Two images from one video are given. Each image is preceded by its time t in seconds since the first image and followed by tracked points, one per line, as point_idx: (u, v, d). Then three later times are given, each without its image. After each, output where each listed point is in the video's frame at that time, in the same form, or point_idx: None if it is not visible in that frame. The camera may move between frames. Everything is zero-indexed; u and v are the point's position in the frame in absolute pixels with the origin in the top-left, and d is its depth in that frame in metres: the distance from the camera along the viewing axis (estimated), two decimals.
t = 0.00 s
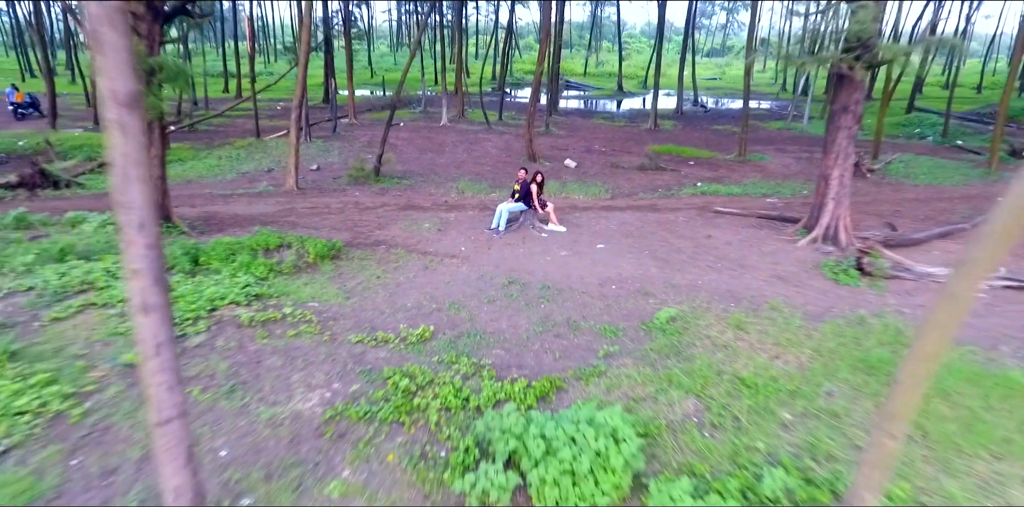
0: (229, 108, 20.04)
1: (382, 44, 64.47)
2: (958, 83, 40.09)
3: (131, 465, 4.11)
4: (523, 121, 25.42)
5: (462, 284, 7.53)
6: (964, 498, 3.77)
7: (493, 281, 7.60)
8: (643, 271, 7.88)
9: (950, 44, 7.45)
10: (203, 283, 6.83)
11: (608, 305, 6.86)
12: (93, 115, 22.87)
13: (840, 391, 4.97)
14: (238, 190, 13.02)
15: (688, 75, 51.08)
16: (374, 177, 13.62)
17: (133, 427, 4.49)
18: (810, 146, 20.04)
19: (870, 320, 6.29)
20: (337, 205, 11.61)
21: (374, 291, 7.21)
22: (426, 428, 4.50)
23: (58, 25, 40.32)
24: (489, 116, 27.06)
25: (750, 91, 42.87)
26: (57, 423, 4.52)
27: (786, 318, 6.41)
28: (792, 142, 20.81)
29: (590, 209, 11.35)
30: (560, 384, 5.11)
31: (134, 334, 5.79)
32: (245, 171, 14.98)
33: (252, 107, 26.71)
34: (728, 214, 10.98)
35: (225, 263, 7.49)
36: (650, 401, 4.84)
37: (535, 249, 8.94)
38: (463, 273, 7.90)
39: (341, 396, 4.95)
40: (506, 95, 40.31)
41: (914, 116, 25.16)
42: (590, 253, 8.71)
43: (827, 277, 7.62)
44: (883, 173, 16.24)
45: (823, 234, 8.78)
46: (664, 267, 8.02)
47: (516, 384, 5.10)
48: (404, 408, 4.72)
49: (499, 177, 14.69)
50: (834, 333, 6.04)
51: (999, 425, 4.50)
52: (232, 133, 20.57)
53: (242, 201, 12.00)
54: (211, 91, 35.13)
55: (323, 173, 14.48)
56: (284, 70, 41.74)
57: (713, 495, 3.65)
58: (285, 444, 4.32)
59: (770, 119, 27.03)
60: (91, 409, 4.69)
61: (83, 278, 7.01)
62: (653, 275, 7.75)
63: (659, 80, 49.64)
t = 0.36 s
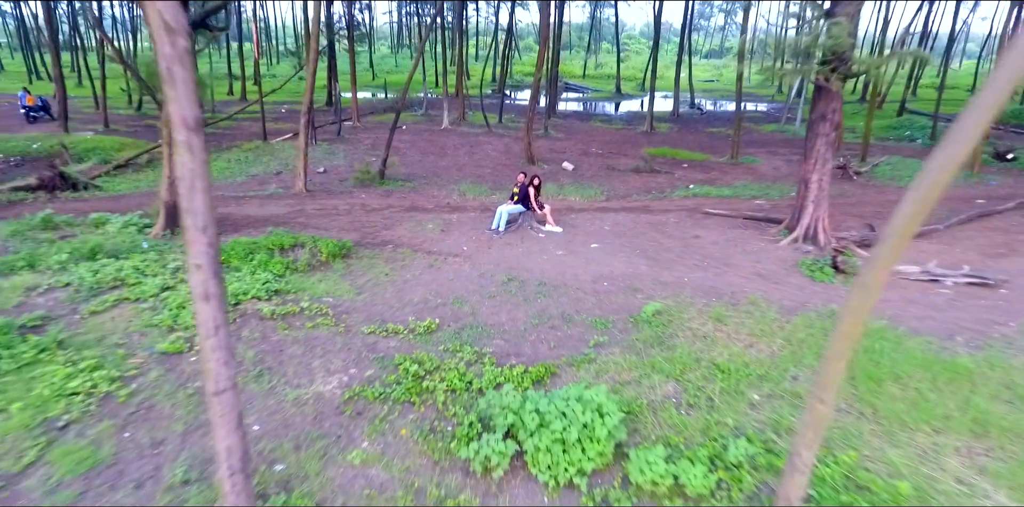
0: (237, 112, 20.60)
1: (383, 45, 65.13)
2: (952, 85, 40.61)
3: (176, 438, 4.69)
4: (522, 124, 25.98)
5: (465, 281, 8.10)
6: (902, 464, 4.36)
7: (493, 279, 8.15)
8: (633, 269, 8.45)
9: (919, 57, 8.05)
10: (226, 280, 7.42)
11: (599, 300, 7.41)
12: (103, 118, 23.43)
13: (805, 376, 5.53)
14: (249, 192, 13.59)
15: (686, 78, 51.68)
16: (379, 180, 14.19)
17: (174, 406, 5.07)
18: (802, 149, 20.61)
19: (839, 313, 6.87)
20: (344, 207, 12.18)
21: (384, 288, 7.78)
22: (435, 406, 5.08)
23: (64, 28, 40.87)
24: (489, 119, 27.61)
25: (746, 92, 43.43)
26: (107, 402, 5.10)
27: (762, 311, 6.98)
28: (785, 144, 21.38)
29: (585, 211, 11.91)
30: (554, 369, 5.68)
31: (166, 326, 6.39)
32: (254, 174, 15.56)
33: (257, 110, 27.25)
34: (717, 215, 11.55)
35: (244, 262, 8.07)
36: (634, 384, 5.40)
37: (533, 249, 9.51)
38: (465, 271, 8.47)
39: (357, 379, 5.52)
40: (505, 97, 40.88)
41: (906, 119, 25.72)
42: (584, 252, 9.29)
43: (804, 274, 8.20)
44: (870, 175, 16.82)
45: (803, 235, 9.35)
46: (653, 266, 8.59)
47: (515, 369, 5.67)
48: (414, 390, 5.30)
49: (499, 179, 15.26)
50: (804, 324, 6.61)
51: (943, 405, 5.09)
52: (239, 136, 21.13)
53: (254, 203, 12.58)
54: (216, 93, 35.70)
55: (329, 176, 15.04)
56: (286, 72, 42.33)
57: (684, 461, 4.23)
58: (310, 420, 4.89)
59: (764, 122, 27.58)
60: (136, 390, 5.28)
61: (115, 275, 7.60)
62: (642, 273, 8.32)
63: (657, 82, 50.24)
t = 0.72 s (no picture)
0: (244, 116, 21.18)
1: (384, 47, 65.75)
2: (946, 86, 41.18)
3: (212, 419, 5.26)
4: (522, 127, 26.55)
5: (467, 280, 8.67)
6: (857, 442, 4.94)
7: (494, 278, 8.72)
8: (625, 269, 9.03)
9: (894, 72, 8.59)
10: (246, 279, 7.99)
11: (592, 298, 7.98)
12: (112, 122, 23.99)
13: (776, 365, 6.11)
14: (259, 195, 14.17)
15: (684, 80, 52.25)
16: (383, 183, 14.77)
17: (208, 391, 5.65)
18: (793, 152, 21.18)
19: (813, 309, 7.44)
20: (351, 209, 12.75)
21: (392, 286, 8.35)
22: (442, 392, 5.66)
23: (70, 31, 41.46)
24: (489, 122, 28.18)
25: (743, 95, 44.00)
26: (148, 388, 5.68)
27: (742, 308, 7.56)
28: (777, 147, 21.95)
29: (581, 213, 12.48)
30: (549, 360, 6.26)
31: (194, 321, 6.97)
32: (263, 177, 16.12)
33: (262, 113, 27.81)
34: (707, 217, 12.12)
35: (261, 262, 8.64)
36: (621, 372, 5.98)
37: (531, 249, 10.09)
38: (467, 271, 9.03)
39: (372, 369, 6.10)
40: (505, 99, 41.46)
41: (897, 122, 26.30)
42: (580, 253, 9.87)
43: (784, 274, 8.78)
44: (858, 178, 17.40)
45: (786, 236, 9.93)
46: (643, 266, 9.16)
47: (513, 359, 6.25)
48: (423, 378, 5.88)
49: (499, 182, 15.84)
50: (780, 320, 7.19)
51: (898, 390, 5.68)
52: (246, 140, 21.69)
53: (265, 205, 13.15)
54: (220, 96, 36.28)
55: (336, 179, 15.61)
56: (290, 75, 42.92)
57: (662, 437, 4.81)
58: (330, 404, 5.47)
59: (759, 124, 28.15)
60: (172, 378, 5.86)
61: (143, 275, 8.18)
62: (633, 272, 8.89)
63: (655, 84, 50.85)
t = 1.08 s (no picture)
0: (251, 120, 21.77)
1: (386, 50, 66.43)
2: (941, 89, 41.74)
3: (241, 405, 5.85)
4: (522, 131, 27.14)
5: (469, 280, 9.26)
6: (819, 425, 5.51)
7: (495, 279, 9.32)
8: (618, 270, 9.62)
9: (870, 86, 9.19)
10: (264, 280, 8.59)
11: (586, 297, 8.57)
12: (122, 126, 24.59)
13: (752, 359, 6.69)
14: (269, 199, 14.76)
15: (682, 82, 52.85)
16: (388, 187, 15.36)
17: (235, 381, 6.24)
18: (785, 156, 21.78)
19: (791, 308, 8.03)
20: (357, 212, 13.34)
21: (399, 286, 8.94)
22: (447, 382, 6.26)
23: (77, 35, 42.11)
24: (490, 126, 28.78)
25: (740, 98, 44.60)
26: (181, 378, 6.28)
27: (725, 306, 8.15)
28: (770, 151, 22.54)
29: (578, 217, 13.07)
30: (544, 353, 6.84)
31: (218, 318, 7.56)
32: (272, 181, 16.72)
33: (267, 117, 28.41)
34: (697, 220, 12.70)
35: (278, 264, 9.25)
36: (610, 364, 6.56)
37: (530, 252, 10.68)
38: (470, 272, 9.63)
39: (383, 361, 6.69)
40: (506, 102, 42.06)
41: (889, 125, 26.85)
42: (575, 255, 10.46)
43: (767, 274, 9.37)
44: (847, 182, 18.00)
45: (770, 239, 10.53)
46: (634, 267, 9.75)
47: (512, 352, 6.83)
48: (429, 369, 6.47)
49: (499, 186, 16.42)
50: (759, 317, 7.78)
51: (860, 380, 6.27)
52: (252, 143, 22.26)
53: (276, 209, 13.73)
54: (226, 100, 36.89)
55: (341, 184, 16.19)
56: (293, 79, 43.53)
57: (645, 420, 5.40)
58: (346, 392, 6.06)
59: (754, 128, 28.73)
60: (202, 369, 6.44)
61: (167, 275, 8.78)
62: (625, 273, 9.47)
63: (654, 87, 51.45)
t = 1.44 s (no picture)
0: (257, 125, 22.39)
1: (387, 52, 67.06)
2: (935, 92, 42.41)
3: (264, 394, 6.46)
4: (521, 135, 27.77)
5: (470, 281, 9.89)
6: (786, 412, 6.11)
7: (494, 279, 9.95)
8: (610, 271, 10.24)
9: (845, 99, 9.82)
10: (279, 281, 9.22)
11: (578, 297, 9.19)
12: (131, 130, 25.20)
13: (730, 353, 7.31)
14: (277, 203, 15.37)
15: (680, 85, 53.53)
16: (392, 191, 15.97)
17: (258, 373, 6.86)
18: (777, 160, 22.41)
19: (769, 307, 8.65)
20: (363, 216, 13.96)
21: (404, 286, 9.57)
22: (450, 374, 6.88)
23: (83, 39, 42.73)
24: (490, 130, 29.39)
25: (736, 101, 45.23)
26: (209, 371, 6.89)
27: (708, 305, 8.76)
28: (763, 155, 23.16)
29: (574, 220, 13.69)
30: (540, 348, 7.47)
31: (239, 316, 8.19)
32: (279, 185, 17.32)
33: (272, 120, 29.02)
34: (687, 223, 13.32)
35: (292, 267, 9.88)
36: (600, 358, 7.18)
37: (527, 254, 11.31)
38: (471, 273, 10.24)
39: (392, 355, 7.32)
40: (505, 106, 42.69)
41: (881, 129, 27.47)
42: (569, 257, 11.08)
43: (750, 276, 10.00)
44: (834, 186, 18.63)
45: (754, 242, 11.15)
46: (626, 268, 10.37)
47: (510, 347, 7.45)
48: (434, 362, 7.09)
49: (498, 190, 17.05)
50: (739, 315, 8.40)
51: (827, 372, 6.88)
52: (258, 147, 22.87)
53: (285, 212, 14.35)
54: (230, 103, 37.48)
55: (347, 188, 16.81)
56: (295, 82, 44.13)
57: (628, 407, 6.03)
58: (359, 382, 6.68)
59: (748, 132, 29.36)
60: (228, 362, 7.06)
61: (189, 276, 9.40)
62: (617, 274, 10.09)
63: (652, 90, 52.07)
